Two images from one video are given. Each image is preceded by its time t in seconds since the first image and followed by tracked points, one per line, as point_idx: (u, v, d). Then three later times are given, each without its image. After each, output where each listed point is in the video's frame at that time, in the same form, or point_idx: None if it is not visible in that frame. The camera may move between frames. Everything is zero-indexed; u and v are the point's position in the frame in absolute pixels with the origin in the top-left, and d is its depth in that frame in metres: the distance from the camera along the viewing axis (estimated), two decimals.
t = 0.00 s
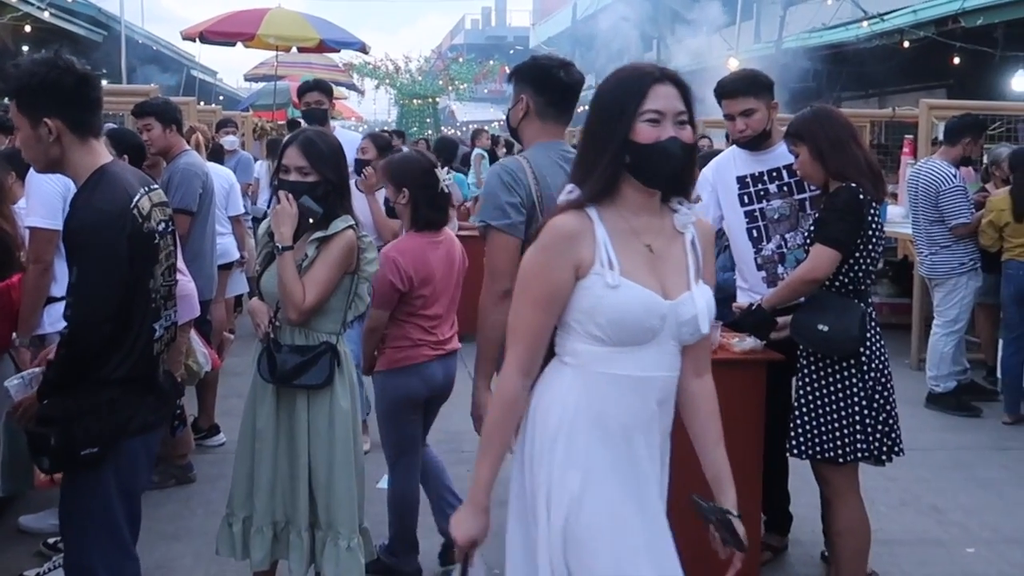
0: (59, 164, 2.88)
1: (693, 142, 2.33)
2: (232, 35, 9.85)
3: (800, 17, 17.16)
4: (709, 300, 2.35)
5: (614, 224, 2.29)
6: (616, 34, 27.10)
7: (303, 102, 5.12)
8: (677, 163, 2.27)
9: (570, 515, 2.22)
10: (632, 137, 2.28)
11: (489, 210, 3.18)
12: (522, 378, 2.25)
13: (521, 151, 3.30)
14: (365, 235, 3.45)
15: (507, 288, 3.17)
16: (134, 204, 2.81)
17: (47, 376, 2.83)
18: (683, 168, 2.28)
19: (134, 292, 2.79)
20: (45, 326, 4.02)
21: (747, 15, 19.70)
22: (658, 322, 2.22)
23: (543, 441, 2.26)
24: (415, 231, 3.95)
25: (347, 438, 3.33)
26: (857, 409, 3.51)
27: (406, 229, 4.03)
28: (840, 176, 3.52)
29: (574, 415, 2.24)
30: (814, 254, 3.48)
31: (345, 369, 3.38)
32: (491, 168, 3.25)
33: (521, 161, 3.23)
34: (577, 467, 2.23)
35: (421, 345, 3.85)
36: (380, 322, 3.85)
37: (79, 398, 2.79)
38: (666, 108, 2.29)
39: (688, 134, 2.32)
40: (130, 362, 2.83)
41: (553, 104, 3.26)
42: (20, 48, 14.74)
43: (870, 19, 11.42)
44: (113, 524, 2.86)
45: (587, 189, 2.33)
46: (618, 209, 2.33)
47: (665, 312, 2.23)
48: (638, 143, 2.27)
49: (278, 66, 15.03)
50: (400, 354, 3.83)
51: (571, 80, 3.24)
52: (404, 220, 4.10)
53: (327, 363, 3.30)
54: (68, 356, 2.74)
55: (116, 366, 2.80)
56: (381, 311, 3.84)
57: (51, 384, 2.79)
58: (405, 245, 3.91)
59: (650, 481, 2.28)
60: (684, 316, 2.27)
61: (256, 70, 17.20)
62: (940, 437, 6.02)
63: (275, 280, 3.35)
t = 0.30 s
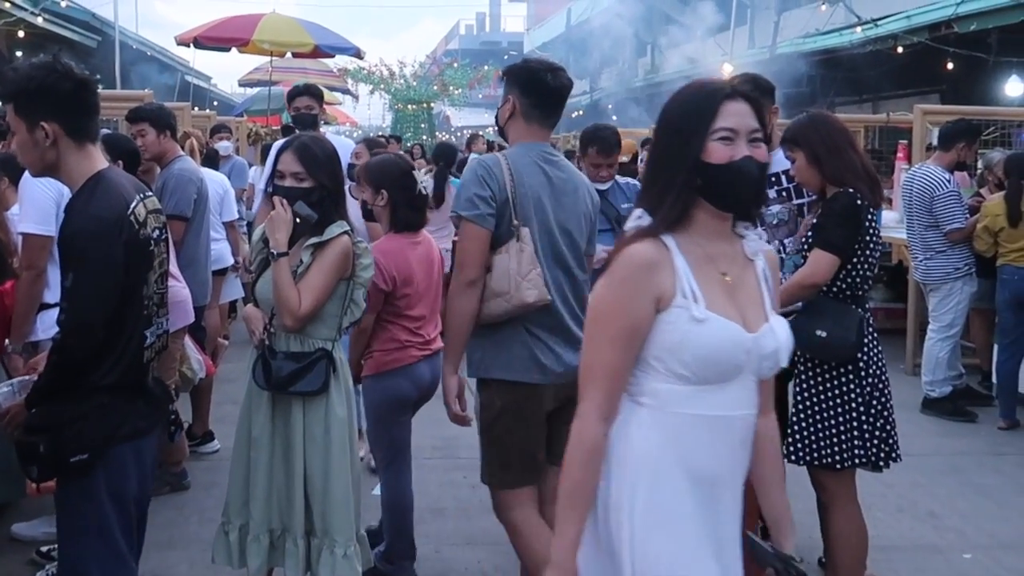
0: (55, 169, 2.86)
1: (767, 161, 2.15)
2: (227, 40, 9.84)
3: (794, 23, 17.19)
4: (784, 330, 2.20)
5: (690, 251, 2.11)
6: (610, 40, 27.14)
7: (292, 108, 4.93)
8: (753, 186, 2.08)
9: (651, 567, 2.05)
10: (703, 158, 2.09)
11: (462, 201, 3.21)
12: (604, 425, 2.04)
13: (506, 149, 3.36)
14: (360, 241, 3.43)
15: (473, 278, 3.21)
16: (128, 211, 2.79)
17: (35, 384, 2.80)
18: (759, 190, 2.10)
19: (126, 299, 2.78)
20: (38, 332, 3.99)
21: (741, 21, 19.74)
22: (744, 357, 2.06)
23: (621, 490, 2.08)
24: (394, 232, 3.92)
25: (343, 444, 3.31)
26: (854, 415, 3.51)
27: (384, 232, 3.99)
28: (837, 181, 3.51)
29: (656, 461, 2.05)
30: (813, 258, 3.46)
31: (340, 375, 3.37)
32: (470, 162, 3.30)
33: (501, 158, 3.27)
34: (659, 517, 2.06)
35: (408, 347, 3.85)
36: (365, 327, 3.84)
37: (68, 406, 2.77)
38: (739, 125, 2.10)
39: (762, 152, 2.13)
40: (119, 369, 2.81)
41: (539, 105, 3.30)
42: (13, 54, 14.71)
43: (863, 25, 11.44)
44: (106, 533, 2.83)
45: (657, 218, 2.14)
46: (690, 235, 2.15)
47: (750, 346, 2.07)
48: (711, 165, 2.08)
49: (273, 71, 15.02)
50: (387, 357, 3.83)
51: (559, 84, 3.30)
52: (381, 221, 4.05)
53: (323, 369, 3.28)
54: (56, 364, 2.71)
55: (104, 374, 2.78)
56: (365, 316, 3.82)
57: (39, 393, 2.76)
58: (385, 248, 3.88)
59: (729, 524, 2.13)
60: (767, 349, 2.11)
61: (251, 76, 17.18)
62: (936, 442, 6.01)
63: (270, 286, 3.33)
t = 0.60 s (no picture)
0: (52, 168, 2.85)
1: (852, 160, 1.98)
2: (224, 42, 9.83)
3: (791, 22, 17.19)
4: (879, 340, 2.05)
5: (778, 261, 1.95)
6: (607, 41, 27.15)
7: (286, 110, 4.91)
8: (841, 188, 1.91)
9: None
10: (785, 157, 1.91)
11: (443, 203, 3.21)
12: (702, 456, 1.87)
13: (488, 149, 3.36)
14: (356, 242, 3.42)
15: (446, 277, 3.24)
16: (124, 212, 2.78)
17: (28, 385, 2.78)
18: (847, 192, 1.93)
19: (119, 300, 2.76)
20: (33, 334, 3.97)
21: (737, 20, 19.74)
22: (845, 372, 1.90)
23: (719, 524, 1.92)
24: (378, 232, 3.91)
25: (340, 448, 3.29)
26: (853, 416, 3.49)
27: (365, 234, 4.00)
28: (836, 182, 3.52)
29: (757, 490, 1.90)
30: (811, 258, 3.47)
31: (338, 379, 3.35)
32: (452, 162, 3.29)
33: (482, 159, 3.27)
34: (765, 552, 1.90)
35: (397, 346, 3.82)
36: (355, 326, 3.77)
37: (61, 407, 2.75)
38: (824, 122, 1.92)
39: (847, 150, 1.97)
40: (111, 371, 2.79)
41: (522, 105, 3.31)
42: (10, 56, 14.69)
43: (860, 25, 11.44)
44: (101, 536, 2.81)
45: (733, 225, 1.96)
46: (772, 243, 1.97)
47: (850, 360, 1.92)
48: (794, 166, 1.91)
49: (270, 72, 15.00)
50: (378, 356, 3.77)
51: (541, 84, 3.31)
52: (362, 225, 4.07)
53: (319, 371, 3.26)
54: (48, 364, 2.69)
55: (95, 375, 2.77)
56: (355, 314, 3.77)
57: (33, 394, 2.74)
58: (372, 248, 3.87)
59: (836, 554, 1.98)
60: (866, 362, 1.95)
61: (247, 78, 17.18)
62: (934, 443, 6.00)
63: (266, 288, 3.32)
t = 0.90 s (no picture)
0: (47, 169, 2.83)
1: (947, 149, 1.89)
2: (220, 43, 9.81)
3: (788, 22, 17.19)
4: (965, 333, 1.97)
5: (863, 252, 1.86)
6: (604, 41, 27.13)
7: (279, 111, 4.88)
8: (934, 178, 1.83)
9: None
10: (881, 143, 1.83)
11: (421, 205, 3.24)
12: (791, 461, 1.78)
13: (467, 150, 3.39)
14: (352, 245, 3.41)
15: (422, 279, 3.29)
16: (117, 212, 2.76)
17: (23, 388, 2.76)
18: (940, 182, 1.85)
19: (113, 300, 2.75)
20: (27, 338, 3.95)
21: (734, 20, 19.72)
22: (941, 369, 1.81)
23: (809, 533, 1.82)
24: (364, 230, 3.91)
25: (337, 452, 3.28)
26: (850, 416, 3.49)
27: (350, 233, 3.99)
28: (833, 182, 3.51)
29: (848, 497, 1.80)
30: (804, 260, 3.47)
31: (334, 383, 3.33)
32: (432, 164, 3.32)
33: (460, 159, 3.29)
34: (858, 562, 1.81)
35: (379, 345, 3.79)
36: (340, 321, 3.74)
37: (56, 409, 2.73)
38: (923, 107, 1.83)
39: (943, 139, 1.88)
40: (105, 372, 2.77)
41: (497, 106, 3.34)
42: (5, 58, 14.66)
43: (856, 24, 11.43)
44: (98, 540, 2.80)
45: (812, 216, 1.88)
46: (856, 234, 1.89)
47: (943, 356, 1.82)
48: (888, 152, 1.82)
49: (266, 74, 14.97)
50: (361, 355, 3.73)
51: (515, 84, 3.34)
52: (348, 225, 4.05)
53: (315, 374, 3.25)
54: (42, 365, 2.68)
55: (90, 376, 2.75)
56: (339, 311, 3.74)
57: (28, 396, 2.72)
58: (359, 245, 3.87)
59: (931, 560, 1.89)
60: (957, 357, 1.87)
61: (244, 79, 17.16)
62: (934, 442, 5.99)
63: (261, 291, 3.30)
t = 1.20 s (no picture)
0: (37, 173, 2.81)
1: None
2: (217, 48, 9.80)
3: (785, 25, 17.19)
4: None
5: (964, 264, 1.68)
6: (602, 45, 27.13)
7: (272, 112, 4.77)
8: None
9: None
10: (991, 146, 1.63)
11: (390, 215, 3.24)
12: (894, 500, 1.63)
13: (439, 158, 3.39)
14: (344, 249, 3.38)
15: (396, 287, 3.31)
16: (109, 216, 2.73)
17: (11, 394, 2.72)
18: None
19: (104, 305, 2.71)
20: (18, 345, 3.93)
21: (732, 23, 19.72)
22: None
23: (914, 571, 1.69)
24: (348, 232, 3.91)
25: (330, 459, 3.25)
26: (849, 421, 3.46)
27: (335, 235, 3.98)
28: (829, 185, 3.49)
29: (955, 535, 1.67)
30: (800, 263, 3.43)
31: (326, 389, 3.31)
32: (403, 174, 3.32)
33: (429, 168, 3.28)
34: None
35: (366, 347, 3.79)
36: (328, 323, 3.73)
37: (45, 416, 2.69)
38: None
39: None
40: (95, 378, 2.74)
41: (465, 112, 3.35)
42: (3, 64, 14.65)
43: (854, 27, 11.42)
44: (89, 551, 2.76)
45: (905, 225, 1.68)
46: (957, 244, 1.70)
47: None
48: (1000, 156, 1.63)
49: (264, 78, 14.97)
50: (350, 357, 3.72)
51: (482, 90, 3.34)
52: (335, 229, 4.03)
53: (307, 380, 3.23)
54: (31, 370, 2.64)
55: (80, 382, 2.71)
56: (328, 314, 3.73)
57: (17, 402, 2.68)
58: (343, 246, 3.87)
59: None
60: None
61: (242, 83, 17.14)
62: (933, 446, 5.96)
63: (253, 297, 3.27)
